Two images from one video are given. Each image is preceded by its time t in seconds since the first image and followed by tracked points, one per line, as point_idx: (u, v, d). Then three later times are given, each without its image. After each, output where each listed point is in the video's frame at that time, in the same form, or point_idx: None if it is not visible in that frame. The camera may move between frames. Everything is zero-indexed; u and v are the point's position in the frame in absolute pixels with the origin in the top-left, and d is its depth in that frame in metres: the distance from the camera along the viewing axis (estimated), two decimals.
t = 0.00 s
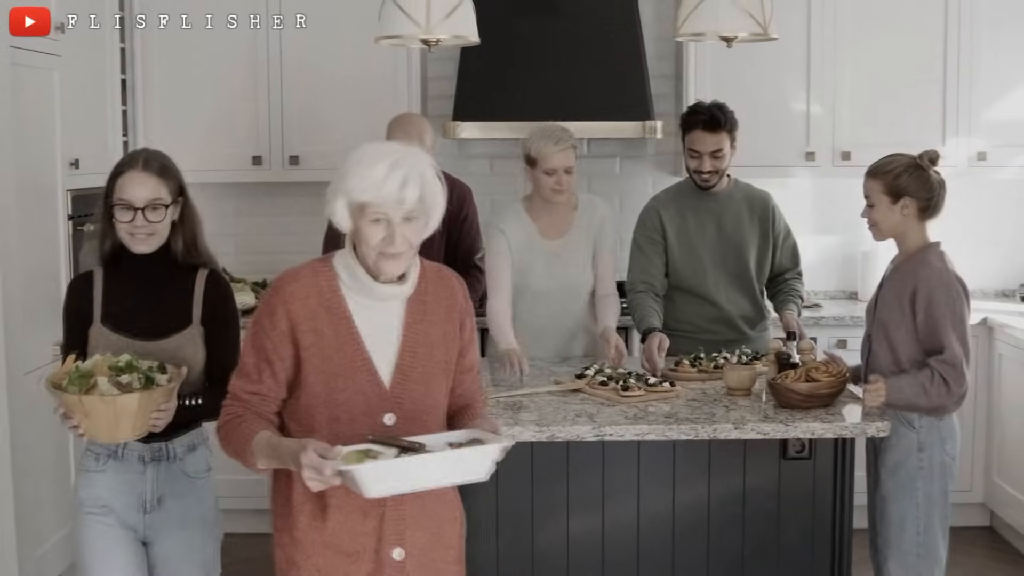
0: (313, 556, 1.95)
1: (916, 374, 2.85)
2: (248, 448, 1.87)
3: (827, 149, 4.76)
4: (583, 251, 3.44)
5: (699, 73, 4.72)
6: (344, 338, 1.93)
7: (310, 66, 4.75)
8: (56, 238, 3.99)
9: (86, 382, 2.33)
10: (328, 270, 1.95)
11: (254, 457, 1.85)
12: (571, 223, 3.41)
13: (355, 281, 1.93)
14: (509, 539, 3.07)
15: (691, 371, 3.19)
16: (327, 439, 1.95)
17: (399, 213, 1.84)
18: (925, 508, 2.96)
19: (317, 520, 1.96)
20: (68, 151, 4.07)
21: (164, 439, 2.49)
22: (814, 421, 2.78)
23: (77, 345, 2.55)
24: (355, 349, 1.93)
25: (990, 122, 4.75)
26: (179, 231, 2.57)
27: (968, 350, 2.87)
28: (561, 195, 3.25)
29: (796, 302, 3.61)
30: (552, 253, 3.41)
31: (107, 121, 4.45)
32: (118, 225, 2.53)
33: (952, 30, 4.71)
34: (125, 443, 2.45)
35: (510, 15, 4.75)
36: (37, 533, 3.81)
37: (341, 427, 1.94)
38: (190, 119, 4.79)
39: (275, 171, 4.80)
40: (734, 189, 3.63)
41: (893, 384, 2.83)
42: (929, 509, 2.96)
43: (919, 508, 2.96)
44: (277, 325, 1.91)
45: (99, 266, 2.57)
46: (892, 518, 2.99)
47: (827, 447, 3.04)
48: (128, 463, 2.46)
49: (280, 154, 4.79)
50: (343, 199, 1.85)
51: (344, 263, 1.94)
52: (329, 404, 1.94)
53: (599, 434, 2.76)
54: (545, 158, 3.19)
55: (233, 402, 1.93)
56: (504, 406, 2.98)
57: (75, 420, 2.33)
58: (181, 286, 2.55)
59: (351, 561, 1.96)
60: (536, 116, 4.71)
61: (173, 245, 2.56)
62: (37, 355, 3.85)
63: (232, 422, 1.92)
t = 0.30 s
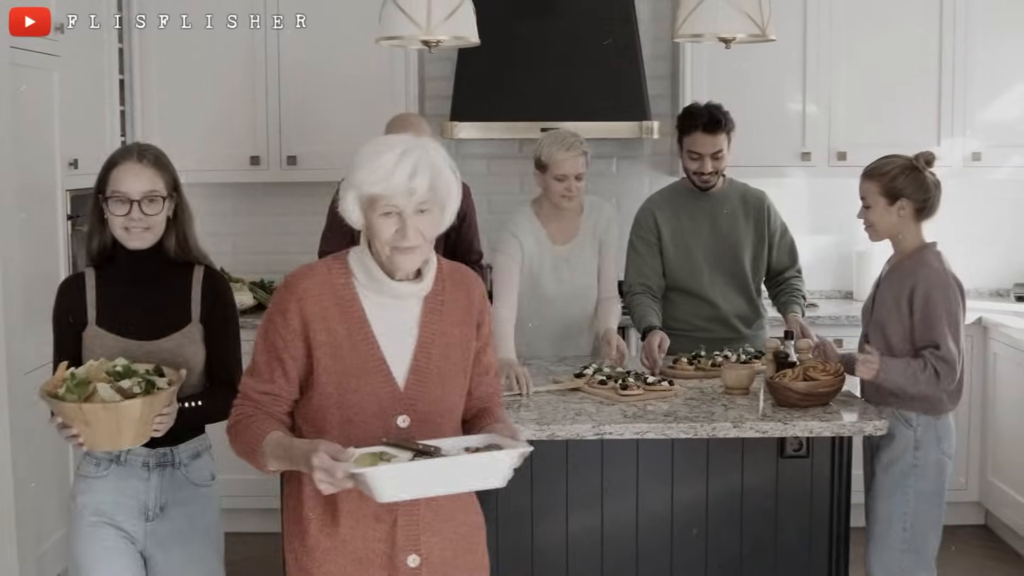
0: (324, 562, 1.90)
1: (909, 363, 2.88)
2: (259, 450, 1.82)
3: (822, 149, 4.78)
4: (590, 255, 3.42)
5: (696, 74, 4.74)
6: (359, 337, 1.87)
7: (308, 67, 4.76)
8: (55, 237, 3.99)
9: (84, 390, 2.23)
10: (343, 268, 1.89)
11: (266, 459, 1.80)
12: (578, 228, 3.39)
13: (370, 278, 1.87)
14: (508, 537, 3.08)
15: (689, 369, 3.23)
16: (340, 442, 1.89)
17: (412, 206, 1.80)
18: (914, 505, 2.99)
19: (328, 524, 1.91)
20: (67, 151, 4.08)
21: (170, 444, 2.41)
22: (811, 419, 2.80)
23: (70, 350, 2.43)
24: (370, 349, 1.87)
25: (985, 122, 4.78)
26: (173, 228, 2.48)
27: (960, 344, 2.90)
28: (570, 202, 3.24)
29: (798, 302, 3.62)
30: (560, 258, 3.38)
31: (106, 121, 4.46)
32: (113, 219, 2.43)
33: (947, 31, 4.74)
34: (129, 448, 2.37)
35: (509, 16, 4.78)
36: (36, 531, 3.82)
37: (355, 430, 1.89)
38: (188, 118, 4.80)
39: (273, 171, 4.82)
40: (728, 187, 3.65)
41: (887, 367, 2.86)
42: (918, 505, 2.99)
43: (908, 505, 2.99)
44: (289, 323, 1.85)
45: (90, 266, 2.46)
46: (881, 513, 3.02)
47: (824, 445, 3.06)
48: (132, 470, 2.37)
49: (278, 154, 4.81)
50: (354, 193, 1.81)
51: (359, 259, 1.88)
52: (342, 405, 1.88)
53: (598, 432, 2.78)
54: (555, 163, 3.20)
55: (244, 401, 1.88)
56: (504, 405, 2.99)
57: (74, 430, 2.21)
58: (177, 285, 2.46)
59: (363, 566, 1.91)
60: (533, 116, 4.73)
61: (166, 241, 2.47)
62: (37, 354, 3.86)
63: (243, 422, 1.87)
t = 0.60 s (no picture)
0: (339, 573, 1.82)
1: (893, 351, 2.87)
2: (275, 457, 1.75)
3: (818, 149, 4.81)
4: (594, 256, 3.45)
5: (693, 74, 4.76)
6: (376, 338, 1.80)
7: (306, 67, 4.78)
8: (54, 237, 4.00)
9: (92, 388, 2.13)
10: (359, 268, 1.82)
11: (282, 465, 1.74)
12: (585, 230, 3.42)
13: (388, 279, 1.80)
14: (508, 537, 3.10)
15: (690, 366, 3.26)
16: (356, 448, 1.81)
17: (425, 201, 1.74)
18: (909, 505, 3.02)
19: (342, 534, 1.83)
20: (67, 151, 4.09)
21: (176, 443, 2.31)
22: (810, 418, 2.83)
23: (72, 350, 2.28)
24: (387, 351, 1.80)
25: (979, 122, 4.81)
26: (178, 220, 2.37)
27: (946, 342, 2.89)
28: (579, 207, 3.29)
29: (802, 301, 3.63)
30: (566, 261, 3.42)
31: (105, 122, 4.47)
32: (119, 208, 2.30)
33: (942, 31, 4.76)
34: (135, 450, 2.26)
35: (507, 16, 4.79)
36: (36, 531, 3.82)
37: (371, 435, 1.81)
38: (186, 118, 4.82)
39: (271, 171, 4.83)
40: (723, 187, 3.66)
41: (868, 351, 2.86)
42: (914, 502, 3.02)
43: (904, 503, 3.02)
44: (303, 325, 1.78)
45: (89, 262, 2.33)
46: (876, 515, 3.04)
47: (822, 444, 3.08)
48: (139, 471, 2.27)
49: (276, 155, 4.82)
50: (367, 190, 1.75)
51: (374, 258, 1.81)
52: (359, 410, 1.81)
53: (598, 431, 2.80)
54: (566, 168, 3.23)
55: (258, 406, 1.81)
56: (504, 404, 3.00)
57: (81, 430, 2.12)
58: (183, 279, 2.35)
59: None
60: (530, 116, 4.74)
61: (172, 234, 2.36)
62: (37, 354, 3.87)
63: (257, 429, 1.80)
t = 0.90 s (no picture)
0: None
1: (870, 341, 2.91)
2: (296, 473, 1.64)
3: (814, 149, 4.83)
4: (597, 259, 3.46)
5: (689, 74, 4.79)
6: (395, 349, 1.72)
7: (304, 67, 4.79)
8: (52, 237, 4.01)
9: (106, 394, 2.01)
10: (377, 276, 1.74)
11: (304, 480, 1.63)
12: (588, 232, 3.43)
13: (407, 287, 1.72)
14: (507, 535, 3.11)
15: (692, 364, 3.30)
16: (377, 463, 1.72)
17: (444, 207, 1.66)
18: (908, 505, 3.06)
19: (357, 553, 1.74)
20: (65, 152, 4.10)
21: (180, 457, 2.17)
22: (807, 415, 2.85)
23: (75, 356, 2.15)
24: (406, 362, 1.72)
25: (974, 122, 4.83)
26: (190, 225, 2.26)
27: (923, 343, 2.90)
28: (586, 209, 3.30)
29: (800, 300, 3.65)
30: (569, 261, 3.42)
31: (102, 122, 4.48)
32: (131, 209, 2.18)
33: (937, 31, 4.78)
34: (136, 465, 2.13)
35: (504, 16, 4.80)
36: (36, 531, 3.83)
37: (391, 449, 1.72)
38: (184, 118, 4.83)
39: (268, 171, 4.84)
40: (718, 186, 3.67)
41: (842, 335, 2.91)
42: (911, 501, 3.05)
43: (902, 502, 3.05)
44: (321, 335, 1.69)
45: (95, 266, 2.20)
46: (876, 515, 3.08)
47: (819, 442, 3.11)
48: (141, 487, 2.14)
49: (273, 155, 4.83)
50: (383, 198, 1.68)
51: (393, 266, 1.73)
52: (378, 425, 1.72)
53: (597, 429, 2.81)
54: (573, 169, 3.25)
55: (275, 422, 1.70)
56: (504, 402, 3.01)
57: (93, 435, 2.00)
58: (192, 286, 2.23)
59: None
60: (527, 116, 4.76)
61: (184, 239, 2.25)
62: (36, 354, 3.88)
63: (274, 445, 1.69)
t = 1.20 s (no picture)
0: None
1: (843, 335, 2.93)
2: (322, 494, 1.56)
3: (809, 149, 4.85)
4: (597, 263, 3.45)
5: (684, 74, 4.81)
6: (422, 364, 1.62)
7: (301, 67, 4.80)
8: (49, 237, 4.01)
9: (122, 413, 1.81)
10: (404, 288, 1.65)
11: (330, 500, 1.55)
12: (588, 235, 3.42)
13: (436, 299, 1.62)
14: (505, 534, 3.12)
15: (694, 361, 3.33)
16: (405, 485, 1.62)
17: (473, 216, 1.55)
18: (904, 505, 3.08)
19: None
20: (63, 151, 4.11)
21: (192, 483, 2.02)
22: (804, 413, 2.86)
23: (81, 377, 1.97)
24: (433, 377, 1.62)
25: (968, 122, 4.85)
26: (207, 239, 2.06)
27: (897, 343, 2.92)
28: (587, 212, 3.29)
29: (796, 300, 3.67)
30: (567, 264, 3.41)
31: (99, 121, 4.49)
32: (147, 219, 1.98)
33: (931, 31, 4.80)
34: (146, 491, 1.99)
35: (501, 17, 4.81)
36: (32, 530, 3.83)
37: (418, 470, 1.62)
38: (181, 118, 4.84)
39: (264, 171, 4.85)
40: (715, 185, 3.69)
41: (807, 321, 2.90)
42: (907, 501, 3.08)
43: (898, 502, 3.08)
44: (345, 349, 1.61)
45: (105, 280, 2.02)
46: (875, 514, 3.11)
47: (816, 440, 3.12)
48: (152, 518, 2.00)
49: (269, 154, 4.84)
50: (410, 210, 1.59)
51: (422, 277, 1.64)
52: (404, 443, 1.62)
53: (595, 427, 2.82)
54: (576, 172, 3.25)
55: (299, 440, 1.62)
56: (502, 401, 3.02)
57: (107, 459, 1.80)
58: (206, 305, 2.05)
59: None
60: (522, 116, 4.77)
61: (200, 254, 2.06)
62: (34, 353, 3.88)
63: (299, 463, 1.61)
